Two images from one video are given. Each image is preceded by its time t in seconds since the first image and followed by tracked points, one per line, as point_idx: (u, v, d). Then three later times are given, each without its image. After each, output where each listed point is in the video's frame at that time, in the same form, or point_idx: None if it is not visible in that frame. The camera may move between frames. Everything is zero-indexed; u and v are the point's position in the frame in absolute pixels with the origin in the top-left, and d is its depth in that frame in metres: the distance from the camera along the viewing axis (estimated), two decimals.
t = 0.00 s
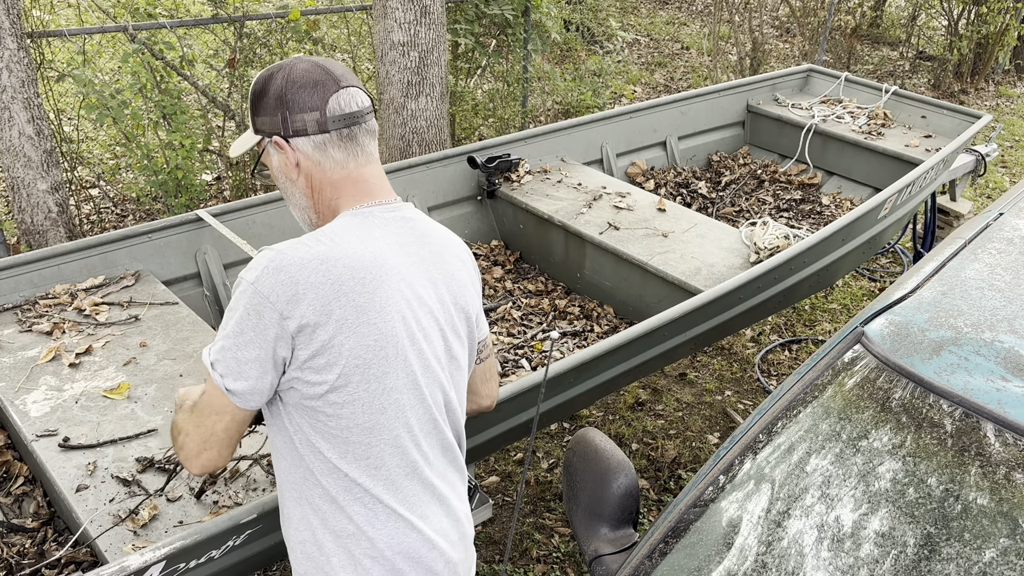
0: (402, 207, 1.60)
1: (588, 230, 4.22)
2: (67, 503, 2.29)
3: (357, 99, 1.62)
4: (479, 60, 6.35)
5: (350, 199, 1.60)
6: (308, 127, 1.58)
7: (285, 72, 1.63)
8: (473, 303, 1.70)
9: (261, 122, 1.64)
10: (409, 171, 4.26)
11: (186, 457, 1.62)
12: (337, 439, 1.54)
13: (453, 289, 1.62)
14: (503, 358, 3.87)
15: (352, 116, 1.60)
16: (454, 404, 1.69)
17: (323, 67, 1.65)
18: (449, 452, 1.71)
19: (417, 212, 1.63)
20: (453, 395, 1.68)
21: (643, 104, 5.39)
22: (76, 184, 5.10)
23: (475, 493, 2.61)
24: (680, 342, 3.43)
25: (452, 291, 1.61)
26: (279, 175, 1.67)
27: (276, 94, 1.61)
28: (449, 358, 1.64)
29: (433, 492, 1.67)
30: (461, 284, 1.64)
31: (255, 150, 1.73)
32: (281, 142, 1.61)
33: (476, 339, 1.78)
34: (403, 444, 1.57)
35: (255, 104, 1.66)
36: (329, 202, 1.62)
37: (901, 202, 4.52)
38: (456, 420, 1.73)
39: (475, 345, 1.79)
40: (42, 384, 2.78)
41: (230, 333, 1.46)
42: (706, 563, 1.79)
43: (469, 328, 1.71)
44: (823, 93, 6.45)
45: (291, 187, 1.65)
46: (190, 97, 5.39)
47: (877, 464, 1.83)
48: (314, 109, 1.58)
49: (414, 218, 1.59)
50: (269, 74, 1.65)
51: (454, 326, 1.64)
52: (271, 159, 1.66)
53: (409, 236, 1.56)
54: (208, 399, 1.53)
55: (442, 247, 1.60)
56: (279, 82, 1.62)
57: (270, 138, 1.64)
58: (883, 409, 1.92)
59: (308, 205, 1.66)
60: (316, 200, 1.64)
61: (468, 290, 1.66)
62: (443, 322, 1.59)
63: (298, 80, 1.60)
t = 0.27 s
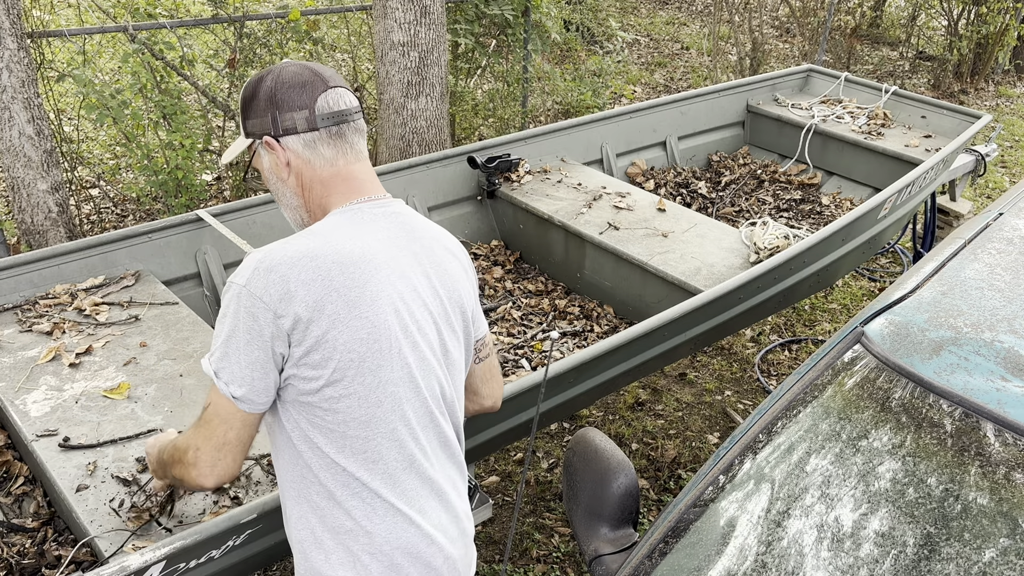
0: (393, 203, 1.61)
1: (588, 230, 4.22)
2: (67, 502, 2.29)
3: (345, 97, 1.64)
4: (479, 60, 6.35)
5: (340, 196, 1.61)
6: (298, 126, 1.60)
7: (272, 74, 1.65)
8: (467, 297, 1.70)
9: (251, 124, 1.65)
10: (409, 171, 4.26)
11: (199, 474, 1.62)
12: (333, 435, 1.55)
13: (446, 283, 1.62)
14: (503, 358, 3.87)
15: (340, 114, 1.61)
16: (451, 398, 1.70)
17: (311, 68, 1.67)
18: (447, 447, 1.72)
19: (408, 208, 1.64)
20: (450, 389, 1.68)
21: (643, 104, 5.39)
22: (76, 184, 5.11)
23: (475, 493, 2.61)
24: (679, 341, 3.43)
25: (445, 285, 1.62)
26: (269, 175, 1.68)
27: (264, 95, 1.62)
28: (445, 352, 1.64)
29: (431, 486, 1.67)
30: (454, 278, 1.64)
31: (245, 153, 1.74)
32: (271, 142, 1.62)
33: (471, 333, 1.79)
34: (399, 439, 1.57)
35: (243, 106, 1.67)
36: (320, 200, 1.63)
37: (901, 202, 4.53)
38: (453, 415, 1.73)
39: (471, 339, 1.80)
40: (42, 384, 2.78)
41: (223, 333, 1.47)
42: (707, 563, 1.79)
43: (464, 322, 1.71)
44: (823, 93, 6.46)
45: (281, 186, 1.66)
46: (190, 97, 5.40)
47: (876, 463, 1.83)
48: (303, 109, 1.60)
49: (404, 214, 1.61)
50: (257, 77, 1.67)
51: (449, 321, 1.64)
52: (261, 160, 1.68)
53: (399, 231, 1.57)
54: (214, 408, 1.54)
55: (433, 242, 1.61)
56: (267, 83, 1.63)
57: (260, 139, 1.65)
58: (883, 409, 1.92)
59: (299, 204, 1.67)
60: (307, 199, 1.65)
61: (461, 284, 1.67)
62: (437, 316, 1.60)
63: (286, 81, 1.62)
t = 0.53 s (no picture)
0: (385, 200, 1.62)
1: (587, 230, 4.22)
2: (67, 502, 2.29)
3: (336, 97, 1.64)
4: (479, 60, 6.34)
5: (332, 194, 1.61)
6: (290, 125, 1.60)
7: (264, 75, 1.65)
8: (462, 292, 1.71)
9: (243, 126, 1.65)
10: (409, 171, 4.26)
11: (192, 474, 1.59)
12: (330, 431, 1.55)
13: (441, 279, 1.62)
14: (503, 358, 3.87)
15: (332, 113, 1.62)
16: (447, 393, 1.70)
17: (302, 69, 1.67)
18: (445, 442, 1.72)
19: (400, 205, 1.65)
20: (446, 384, 1.68)
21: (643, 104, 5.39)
22: (76, 184, 5.10)
23: (475, 493, 2.62)
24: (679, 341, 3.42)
25: (439, 281, 1.62)
26: (262, 176, 1.68)
27: (257, 95, 1.62)
28: (441, 347, 1.64)
29: (427, 483, 1.66)
30: (449, 274, 1.64)
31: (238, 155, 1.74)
32: (263, 142, 1.62)
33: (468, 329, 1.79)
34: (396, 434, 1.57)
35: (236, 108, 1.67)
36: (312, 199, 1.63)
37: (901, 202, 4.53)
38: (450, 410, 1.73)
39: (468, 334, 1.80)
40: (42, 384, 2.78)
41: (217, 333, 1.47)
42: (706, 563, 1.79)
43: (459, 318, 1.71)
44: (823, 93, 6.46)
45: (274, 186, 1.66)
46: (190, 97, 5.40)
47: (877, 463, 1.83)
48: (295, 107, 1.60)
49: (397, 211, 1.61)
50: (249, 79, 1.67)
51: (444, 316, 1.64)
52: (254, 161, 1.67)
53: (392, 228, 1.57)
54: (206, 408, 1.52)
55: (427, 238, 1.61)
56: (260, 85, 1.63)
57: (252, 140, 1.65)
58: (883, 409, 1.92)
59: (292, 203, 1.66)
60: (299, 198, 1.65)
61: (456, 279, 1.67)
62: (431, 311, 1.60)
63: (278, 82, 1.62)
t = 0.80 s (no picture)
0: (383, 197, 1.62)
1: (587, 230, 4.23)
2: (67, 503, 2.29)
3: (329, 95, 1.64)
4: (479, 60, 6.34)
5: (332, 193, 1.60)
6: (287, 125, 1.59)
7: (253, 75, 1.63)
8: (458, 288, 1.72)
9: (235, 128, 1.63)
10: (409, 171, 4.26)
11: (211, 491, 1.52)
12: (336, 429, 1.54)
13: (440, 276, 1.64)
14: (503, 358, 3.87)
15: (327, 111, 1.62)
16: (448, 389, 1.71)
17: (291, 68, 1.66)
18: (446, 439, 1.73)
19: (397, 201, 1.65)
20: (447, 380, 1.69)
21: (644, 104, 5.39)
22: (76, 184, 5.10)
23: (475, 493, 2.62)
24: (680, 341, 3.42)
25: (439, 278, 1.64)
26: (256, 177, 1.66)
27: (248, 96, 1.60)
28: (442, 344, 1.65)
29: (430, 480, 1.67)
30: (447, 270, 1.66)
31: (224, 158, 1.71)
32: (258, 143, 1.61)
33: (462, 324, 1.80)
34: (402, 431, 1.58)
35: (224, 109, 1.65)
36: (312, 197, 1.62)
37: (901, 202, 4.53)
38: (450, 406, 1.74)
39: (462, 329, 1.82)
40: (42, 384, 2.78)
41: (227, 338, 1.43)
42: (706, 562, 1.79)
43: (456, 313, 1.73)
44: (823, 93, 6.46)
45: (270, 187, 1.64)
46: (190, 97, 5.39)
47: (877, 463, 1.83)
48: (291, 107, 1.59)
49: (397, 207, 1.61)
50: (237, 80, 1.65)
51: (444, 313, 1.66)
52: (246, 163, 1.65)
53: (394, 225, 1.57)
54: (228, 419, 1.46)
55: (426, 234, 1.62)
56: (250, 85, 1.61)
57: (245, 142, 1.63)
58: (883, 409, 1.92)
59: (289, 204, 1.65)
60: (297, 198, 1.64)
61: (453, 276, 1.68)
62: (433, 309, 1.61)
63: (270, 81, 1.61)
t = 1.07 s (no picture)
0: (362, 202, 1.60)
1: (587, 230, 4.23)
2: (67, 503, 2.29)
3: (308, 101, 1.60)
4: (479, 60, 6.34)
5: (321, 202, 1.56)
6: (278, 129, 1.52)
7: (228, 79, 1.54)
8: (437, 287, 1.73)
9: (212, 132, 1.51)
10: (409, 171, 4.26)
11: (239, 529, 1.45)
12: (341, 446, 1.53)
13: (425, 278, 1.64)
14: (503, 358, 3.87)
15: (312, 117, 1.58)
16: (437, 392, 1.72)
17: (263, 73, 1.59)
18: (440, 441, 1.74)
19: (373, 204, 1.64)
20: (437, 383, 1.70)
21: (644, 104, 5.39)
22: (76, 184, 5.10)
23: (475, 493, 2.63)
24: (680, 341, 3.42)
25: (425, 281, 1.64)
26: (234, 187, 1.54)
27: (231, 99, 1.51)
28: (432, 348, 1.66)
29: (428, 485, 1.69)
30: (429, 271, 1.67)
31: (187, 170, 1.57)
32: (245, 149, 1.52)
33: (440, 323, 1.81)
34: (405, 439, 1.59)
35: (196, 114, 1.53)
36: (302, 204, 1.55)
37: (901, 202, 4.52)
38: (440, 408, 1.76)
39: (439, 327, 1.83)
40: (42, 384, 2.78)
41: (231, 368, 1.38)
42: (706, 562, 1.79)
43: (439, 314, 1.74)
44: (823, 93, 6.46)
45: (253, 197, 1.54)
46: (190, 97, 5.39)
47: (877, 463, 1.83)
48: (281, 111, 1.52)
49: (376, 211, 1.60)
50: (208, 83, 1.54)
51: (432, 316, 1.66)
52: (223, 171, 1.54)
53: (381, 232, 1.56)
54: (248, 453, 1.40)
55: (409, 238, 1.62)
56: (230, 89, 1.52)
57: (225, 148, 1.52)
58: (883, 409, 1.92)
59: (272, 214, 1.56)
60: (283, 207, 1.56)
61: (434, 276, 1.69)
62: (423, 314, 1.61)
63: (252, 85, 1.53)
